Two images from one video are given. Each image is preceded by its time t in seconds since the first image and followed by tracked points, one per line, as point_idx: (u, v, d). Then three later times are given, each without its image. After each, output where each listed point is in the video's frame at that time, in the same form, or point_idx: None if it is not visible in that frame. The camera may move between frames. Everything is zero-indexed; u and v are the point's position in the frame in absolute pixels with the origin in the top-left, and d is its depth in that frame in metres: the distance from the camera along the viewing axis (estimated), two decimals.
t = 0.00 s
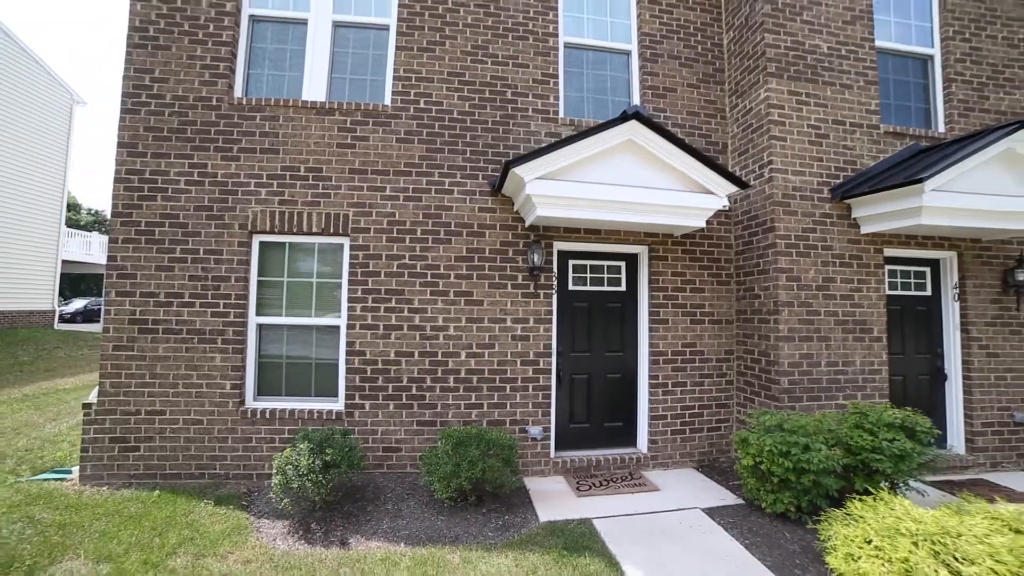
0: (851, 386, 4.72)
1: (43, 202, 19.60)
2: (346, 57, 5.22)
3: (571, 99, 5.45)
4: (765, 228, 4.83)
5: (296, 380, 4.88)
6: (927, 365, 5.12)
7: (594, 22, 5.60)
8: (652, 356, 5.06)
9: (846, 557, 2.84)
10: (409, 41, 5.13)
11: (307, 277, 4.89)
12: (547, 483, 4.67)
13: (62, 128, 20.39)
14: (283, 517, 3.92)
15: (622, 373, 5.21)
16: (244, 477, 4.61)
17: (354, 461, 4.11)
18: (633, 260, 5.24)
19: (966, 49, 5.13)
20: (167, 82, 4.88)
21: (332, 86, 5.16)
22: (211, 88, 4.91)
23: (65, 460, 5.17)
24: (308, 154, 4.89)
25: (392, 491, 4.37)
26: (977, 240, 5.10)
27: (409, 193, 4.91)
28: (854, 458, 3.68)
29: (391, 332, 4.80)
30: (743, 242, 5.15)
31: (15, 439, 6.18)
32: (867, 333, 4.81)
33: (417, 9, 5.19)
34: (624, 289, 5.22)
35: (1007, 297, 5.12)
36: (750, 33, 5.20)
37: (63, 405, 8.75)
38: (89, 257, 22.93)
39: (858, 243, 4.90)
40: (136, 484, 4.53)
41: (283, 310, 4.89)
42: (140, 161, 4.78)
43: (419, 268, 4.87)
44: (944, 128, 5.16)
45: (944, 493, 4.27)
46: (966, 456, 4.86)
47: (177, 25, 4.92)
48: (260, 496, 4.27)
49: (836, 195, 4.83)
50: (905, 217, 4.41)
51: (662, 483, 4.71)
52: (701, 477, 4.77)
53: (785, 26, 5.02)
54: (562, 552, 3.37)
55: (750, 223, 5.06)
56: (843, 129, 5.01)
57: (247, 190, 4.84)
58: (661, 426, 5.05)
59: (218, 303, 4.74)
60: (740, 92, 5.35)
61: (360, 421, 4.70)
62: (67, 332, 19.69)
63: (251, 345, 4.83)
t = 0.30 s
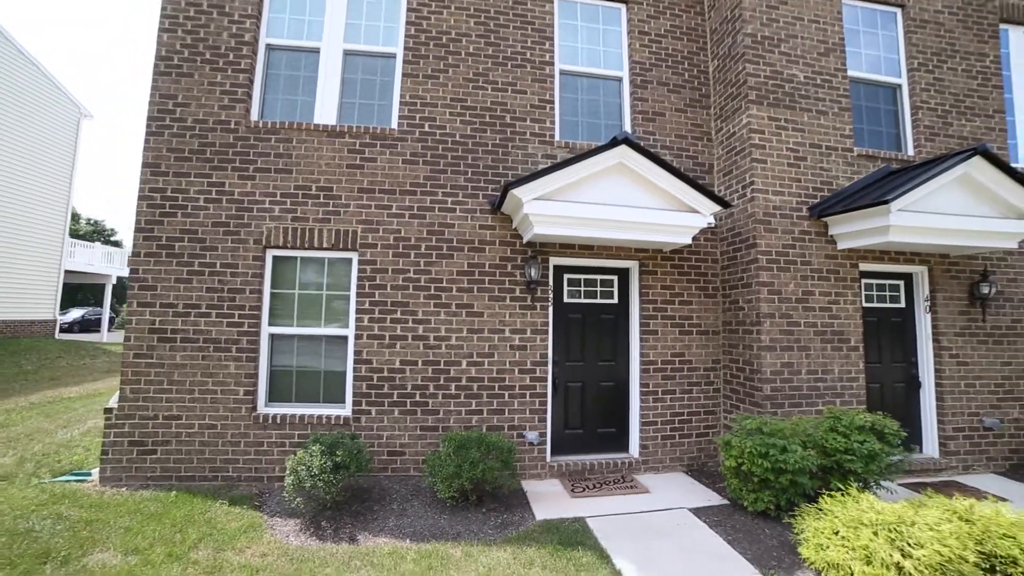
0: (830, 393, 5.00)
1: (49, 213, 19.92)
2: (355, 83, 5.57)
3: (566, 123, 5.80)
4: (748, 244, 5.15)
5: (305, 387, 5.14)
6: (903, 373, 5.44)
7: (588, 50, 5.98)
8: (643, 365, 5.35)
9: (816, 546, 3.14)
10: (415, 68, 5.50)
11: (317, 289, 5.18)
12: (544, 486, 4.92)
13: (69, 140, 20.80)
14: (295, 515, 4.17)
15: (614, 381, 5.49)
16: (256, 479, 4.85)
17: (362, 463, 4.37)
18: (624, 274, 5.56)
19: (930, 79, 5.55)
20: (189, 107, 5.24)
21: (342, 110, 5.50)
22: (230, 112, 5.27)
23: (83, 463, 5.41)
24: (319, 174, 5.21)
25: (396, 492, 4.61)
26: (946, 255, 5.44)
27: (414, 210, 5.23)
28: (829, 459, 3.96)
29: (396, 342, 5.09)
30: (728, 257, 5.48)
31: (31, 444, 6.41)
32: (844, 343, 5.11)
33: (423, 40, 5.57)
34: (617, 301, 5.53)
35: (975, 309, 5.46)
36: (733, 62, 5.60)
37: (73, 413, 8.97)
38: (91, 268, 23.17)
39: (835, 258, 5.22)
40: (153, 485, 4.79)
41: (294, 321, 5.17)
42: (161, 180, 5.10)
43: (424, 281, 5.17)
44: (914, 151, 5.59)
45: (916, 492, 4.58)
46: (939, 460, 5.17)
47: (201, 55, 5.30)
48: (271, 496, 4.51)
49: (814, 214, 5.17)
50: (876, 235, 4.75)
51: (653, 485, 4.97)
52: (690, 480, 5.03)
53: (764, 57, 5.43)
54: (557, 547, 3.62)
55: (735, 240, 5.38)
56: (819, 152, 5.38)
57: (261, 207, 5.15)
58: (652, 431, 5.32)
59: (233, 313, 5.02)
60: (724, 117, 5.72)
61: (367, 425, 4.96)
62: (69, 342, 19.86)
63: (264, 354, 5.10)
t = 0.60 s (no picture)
0: (816, 400, 5.27)
1: (58, 229, 20.35)
2: (365, 110, 5.93)
3: (564, 146, 6.16)
4: (735, 259, 5.46)
5: (318, 397, 5.42)
6: (886, 381, 5.71)
7: (583, 78, 6.36)
8: (638, 376, 5.64)
9: (796, 540, 3.43)
10: (422, 96, 5.88)
11: (329, 304, 5.48)
12: (544, 490, 5.17)
13: (79, 158, 21.33)
14: (310, 517, 4.42)
15: (611, 391, 5.76)
16: (270, 485, 5.11)
17: (373, 468, 4.63)
18: (619, 288, 5.86)
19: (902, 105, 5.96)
20: (212, 133, 5.62)
21: (353, 136, 5.86)
22: (249, 138, 5.64)
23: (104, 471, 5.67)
24: (332, 196, 5.54)
25: (404, 496, 4.86)
26: (923, 269, 5.76)
27: (421, 230, 5.56)
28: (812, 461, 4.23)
29: (404, 353, 5.38)
30: (717, 272, 5.79)
31: (51, 453, 6.68)
32: (828, 352, 5.39)
33: (429, 70, 5.96)
34: (612, 314, 5.82)
35: (952, 319, 5.77)
36: (719, 89, 6.00)
37: (85, 424, 9.23)
38: (98, 282, 23.53)
39: (818, 272, 5.53)
40: (173, 490, 5.06)
41: (307, 334, 5.46)
42: (184, 202, 5.45)
43: (430, 295, 5.48)
44: (890, 170, 6.03)
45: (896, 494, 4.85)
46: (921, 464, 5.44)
47: (223, 85, 5.71)
48: (286, 501, 4.77)
49: (796, 230, 5.49)
50: (854, 251, 5.07)
51: (648, 489, 5.22)
52: (684, 484, 5.28)
53: (747, 85, 5.84)
54: (557, 544, 3.87)
55: (723, 255, 5.70)
56: (801, 172, 5.74)
57: (278, 227, 5.48)
58: (647, 438, 5.59)
59: (250, 327, 5.32)
60: (712, 140, 6.09)
61: (376, 433, 5.23)
62: (75, 356, 20.12)
63: (279, 365, 5.38)
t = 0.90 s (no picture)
0: (810, 401, 5.53)
1: (74, 245, 20.89)
2: (378, 133, 6.29)
3: (565, 163, 6.49)
4: (730, 269, 5.75)
5: (336, 405, 5.72)
6: (878, 383, 5.95)
7: (583, 98, 6.72)
8: (640, 381, 5.92)
9: (788, 530, 3.69)
10: (431, 119, 6.24)
11: (347, 316, 5.81)
12: (552, 491, 5.43)
13: (94, 176, 21.94)
14: (333, 518, 4.71)
15: (614, 396, 6.03)
16: (293, 488, 5.40)
17: (391, 471, 4.93)
18: (621, 297, 6.16)
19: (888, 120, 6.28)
20: (235, 158, 5.99)
21: (366, 158, 6.21)
22: (270, 162, 6.00)
23: (135, 478, 5.99)
24: (348, 215, 5.89)
25: (420, 498, 5.15)
26: (910, 275, 6.04)
27: (432, 245, 5.90)
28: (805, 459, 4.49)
29: (418, 362, 5.69)
30: (714, 281, 6.09)
31: (81, 462, 7.01)
32: (821, 356, 5.66)
33: (437, 94, 6.33)
34: (614, 322, 6.11)
35: (940, 322, 6.03)
36: (712, 108, 6.34)
37: (107, 435, 9.57)
38: (111, 297, 24.03)
39: (810, 280, 5.82)
40: (202, 494, 5.36)
41: (326, 345, 5.77)
42: (210, 223, 5.81)
43: (441, 307, 5.80)
44: (877, 181, 6.35)
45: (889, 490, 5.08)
46: (914, 462, 5.67)
47: (245, 113, 6.09)
48: (309, 503, 5.06)
49: (787, 240, 5.79)
50: (842, 259, 5.37)
51: (651, 489, 5.49)
52: (685, 484, 5.53)
53: (738, 103, 6.17)
54: (566, 539, 4.14)
55: (719, 265, 6.00)
56: (791, 185, 6.05)
57: (298, 245, 5.82)
58: (650, 440, 5.86)
59: (273, 340, 5.65)
60: (706, 155, 6.42)
61: (392, 439, 5.53)
62: (90, 369, 20.56)
63: (299, 376, 5.69)
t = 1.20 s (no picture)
0: (804, 405, 5.81)
1: (86, 258, 21.35)
2: (391, 153, 6.65)
3: (568, 180, 6.84)
4: (726, 279, 6.07)
5: (353, 412, 6.01)
6: (870, 386, 6.23)
7: (584, 118, 7.08)
8: (641, 387, 6.21)
9: (780, 524, 3.97)
10: (441, 140, 6.60)
11: (363, 327, 6.13)
12: (559, 492, 5.70)
13: (106, 190, 22.47)
14: (354, 517, 4.99)
15: (617, 401, 6.32)
16: (313, 491, 5.69)
17: (407, 473, 5.22)
18: (622, 307, 6.47)
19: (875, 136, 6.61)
20: (256, 178, 6.34)
21: (380, 177, 6.56)
22: (289, 181, 6.36)
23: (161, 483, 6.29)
24: (363, 231, 6.23)
25: (435, 499, 5.43)
26: (898, 283, 6.35)
27: (443, 259, 6.23)
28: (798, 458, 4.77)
29: (430, 370, 5.99)
30: (711, 290, 6.40)
31: (107, 468, 7.32)
32: (814, 361, 5.94)
33: (446, 116, 6.70)
34: (616, 331, 6.42)
35: (927, 328, 6.32)
36: (706, 126, 6.69)
37: (126, 444, 9.89)
38: (120, 308, 24.44)
39: (802, 289, 6.13)
40: (227, 497, 5.66)
41: (343, 355, 6.08)
42: (233, 240, 6.15)
43: (452, 318, 6.12)
44: (864, 194, 6.68)
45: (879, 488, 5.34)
46: (904, 462, 5.93)
47: (266, 135, 6.46)
48: (330, 504, 5.34)
49: (779, 251, 6.11)
50: (832, 269, 5.68)
51: (654, 489, 5.76)
52: (686, 485, 5.80)
53: (731, 122, 6.52)
54: (573, 534, 4.42)
55: (715, 275, 6.31)
56: (783, 199, 6.38)
57: (316, 260, 6.16)
58: (652, 443, 6.13)
59: (293, 350, 5.96)
60: (702, 171, 6.76)
61: (406, 443, 5.82)
62: (100, 380, 20.91)
63: (318, 384, 5.99)
